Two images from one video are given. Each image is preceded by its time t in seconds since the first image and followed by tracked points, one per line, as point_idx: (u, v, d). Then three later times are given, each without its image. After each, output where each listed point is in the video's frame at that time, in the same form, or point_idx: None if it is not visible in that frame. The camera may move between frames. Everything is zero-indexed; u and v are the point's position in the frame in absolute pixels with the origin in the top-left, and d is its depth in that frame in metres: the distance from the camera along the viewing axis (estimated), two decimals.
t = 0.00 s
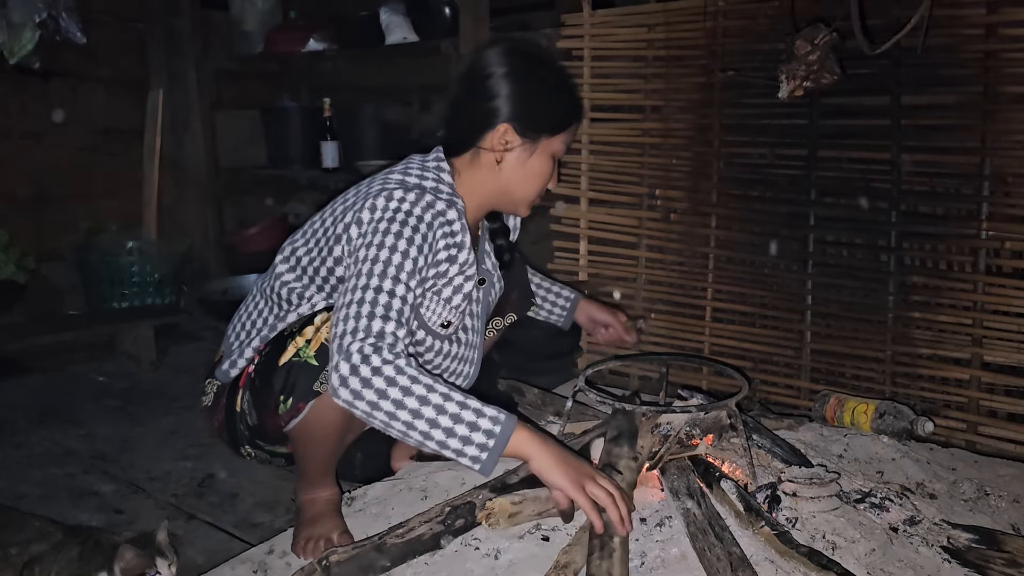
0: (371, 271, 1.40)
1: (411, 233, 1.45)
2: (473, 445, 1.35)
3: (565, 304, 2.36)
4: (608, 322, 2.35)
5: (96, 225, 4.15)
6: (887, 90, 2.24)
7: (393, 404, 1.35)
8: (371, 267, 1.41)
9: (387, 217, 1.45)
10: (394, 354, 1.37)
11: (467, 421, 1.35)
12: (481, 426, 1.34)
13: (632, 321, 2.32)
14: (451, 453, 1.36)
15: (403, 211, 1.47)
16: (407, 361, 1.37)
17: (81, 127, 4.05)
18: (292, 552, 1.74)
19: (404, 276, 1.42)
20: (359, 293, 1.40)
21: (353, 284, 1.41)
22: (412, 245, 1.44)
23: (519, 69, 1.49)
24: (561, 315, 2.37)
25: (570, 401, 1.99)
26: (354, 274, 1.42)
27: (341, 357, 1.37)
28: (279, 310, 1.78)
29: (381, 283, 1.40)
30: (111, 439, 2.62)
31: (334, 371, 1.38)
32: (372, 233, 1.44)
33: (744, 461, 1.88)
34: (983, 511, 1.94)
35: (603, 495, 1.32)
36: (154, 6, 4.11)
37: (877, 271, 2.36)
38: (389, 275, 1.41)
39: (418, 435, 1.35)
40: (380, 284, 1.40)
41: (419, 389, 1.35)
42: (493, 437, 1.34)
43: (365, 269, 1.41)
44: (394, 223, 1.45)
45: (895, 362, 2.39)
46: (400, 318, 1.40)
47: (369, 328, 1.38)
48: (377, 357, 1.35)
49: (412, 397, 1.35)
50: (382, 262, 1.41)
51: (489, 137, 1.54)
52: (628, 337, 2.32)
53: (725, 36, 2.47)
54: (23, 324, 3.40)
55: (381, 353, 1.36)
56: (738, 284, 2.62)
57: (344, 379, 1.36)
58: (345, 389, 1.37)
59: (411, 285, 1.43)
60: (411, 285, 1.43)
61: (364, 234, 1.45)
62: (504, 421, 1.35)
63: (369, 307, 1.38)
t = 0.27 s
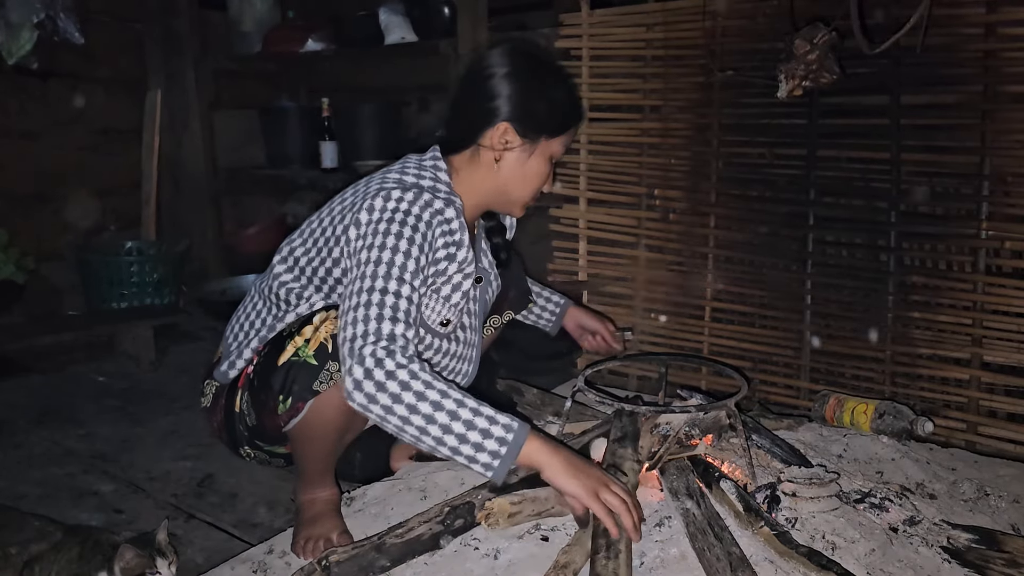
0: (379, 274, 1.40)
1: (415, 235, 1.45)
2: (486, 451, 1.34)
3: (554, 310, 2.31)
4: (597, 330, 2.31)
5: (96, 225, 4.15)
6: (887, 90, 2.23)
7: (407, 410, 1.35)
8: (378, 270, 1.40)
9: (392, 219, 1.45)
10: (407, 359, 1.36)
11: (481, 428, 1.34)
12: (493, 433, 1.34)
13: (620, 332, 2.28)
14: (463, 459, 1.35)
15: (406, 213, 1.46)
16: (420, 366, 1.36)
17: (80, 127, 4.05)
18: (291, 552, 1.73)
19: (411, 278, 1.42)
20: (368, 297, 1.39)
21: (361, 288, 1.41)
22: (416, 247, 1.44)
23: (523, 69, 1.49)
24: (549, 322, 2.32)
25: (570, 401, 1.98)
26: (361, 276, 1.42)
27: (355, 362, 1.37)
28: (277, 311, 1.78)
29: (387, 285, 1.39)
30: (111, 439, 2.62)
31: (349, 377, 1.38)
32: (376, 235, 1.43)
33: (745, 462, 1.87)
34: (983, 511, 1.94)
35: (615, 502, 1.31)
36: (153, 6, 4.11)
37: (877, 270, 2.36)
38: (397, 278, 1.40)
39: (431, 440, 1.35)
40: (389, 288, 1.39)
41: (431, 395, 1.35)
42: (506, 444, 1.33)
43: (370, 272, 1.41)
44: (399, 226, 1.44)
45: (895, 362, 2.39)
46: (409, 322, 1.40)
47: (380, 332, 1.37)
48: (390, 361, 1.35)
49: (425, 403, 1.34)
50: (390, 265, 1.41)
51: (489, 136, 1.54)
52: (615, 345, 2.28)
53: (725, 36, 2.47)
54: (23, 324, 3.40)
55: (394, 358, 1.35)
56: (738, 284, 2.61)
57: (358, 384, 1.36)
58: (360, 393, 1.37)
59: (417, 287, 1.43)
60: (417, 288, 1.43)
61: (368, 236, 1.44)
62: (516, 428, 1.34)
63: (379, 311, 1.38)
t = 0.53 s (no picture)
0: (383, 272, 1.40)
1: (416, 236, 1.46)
2: (491, 458, 1.33)
3: (547, 311, 2.30)
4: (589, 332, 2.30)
5: (96, 225, 4.14)
6: (887, 89, 2.23)
7: (412, 413, 1.34)
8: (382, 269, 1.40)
9: (394, 218, 1.45)
10: (413, 361, 1.36)
11: (487, 437, 1.33)
12: (500, 441, 1.33)
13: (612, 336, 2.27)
14: (468, 466, 1.34)
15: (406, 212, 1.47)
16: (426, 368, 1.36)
17: (80, 127, 4.05)
18: (291, 552, 1.73)
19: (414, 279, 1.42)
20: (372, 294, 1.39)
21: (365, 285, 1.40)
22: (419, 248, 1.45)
23: (514, 62, 1.48)
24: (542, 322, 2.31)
25: (570, 401, 1.97)
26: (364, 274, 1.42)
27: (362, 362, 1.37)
28: (275, 310, 1.79)
29: (389, 283, 1.39)
30: (111, 439, 2.62)
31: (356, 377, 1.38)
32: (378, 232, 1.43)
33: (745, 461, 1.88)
34: (984, 511, 1.94)
35: (621, 516, 1.34)
36: (153, 6, 4.11)
37: (877, 270, 2.36)
38: (403, 279, 1.41)
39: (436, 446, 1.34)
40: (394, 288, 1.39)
41: (439, 399, 1.34)
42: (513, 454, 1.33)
43: (370, 270, 1.40)
44: (401, 226, 1.45)
45: (895, 362, 2.39)
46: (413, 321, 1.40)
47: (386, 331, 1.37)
48: (398, 363, 1.35)
49: (433, 408, 1.34)
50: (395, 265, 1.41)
51: (477, 128, 1.53)
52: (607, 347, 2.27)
53: (724, 35, 2.46)
54: (22, 324, 3.40)
55: (401, 359, 1.35)
56: (738, 283, 2.61)
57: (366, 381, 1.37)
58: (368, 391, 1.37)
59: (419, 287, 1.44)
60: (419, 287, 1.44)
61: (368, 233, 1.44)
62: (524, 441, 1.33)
63: (384, 310, 1.38)
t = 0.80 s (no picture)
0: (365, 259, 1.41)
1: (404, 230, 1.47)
2: (459, 440, 1.32)
3: (543, 306, 2.31)
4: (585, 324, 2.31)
5: (96, 225, 4.14)
6: (887, 89, 2.23)
7: (380, 393, 1.34)
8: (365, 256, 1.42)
9: (381, 210, 1.47)
10: (387, 344, 1.36)
11: (458, 418, 1.32)
12: (469, 423, 1.32)
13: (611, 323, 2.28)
14: (436, 447, 1.33)
15: (395, 206, 1.48)
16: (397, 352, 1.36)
17: (80, 127, 4.05)
18: (291, 552, 1.73)
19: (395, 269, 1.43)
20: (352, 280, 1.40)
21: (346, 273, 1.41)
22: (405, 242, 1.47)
23: (501, 56, 1.50)
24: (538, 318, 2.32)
25: (570, 401, 1.98)
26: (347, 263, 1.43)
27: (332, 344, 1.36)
28: (270, 312, 1.77)
29: (368, 270, 1.40)
30: (111, 439, 2.62)
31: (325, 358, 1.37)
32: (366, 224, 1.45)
33: (744, 461, 1.88)
34: (983, 511, 1.93)
35: (592, 506, 1.31)
36: (153, 5, 4.11)
37: (877, 270, 2.36)
38: (383, 266, 1.41)
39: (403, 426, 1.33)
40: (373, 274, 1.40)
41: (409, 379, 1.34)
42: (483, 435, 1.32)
43: (352, 259, 1.42)
44: (387, 218, 1.46)
45: (894, 361, 2.39)
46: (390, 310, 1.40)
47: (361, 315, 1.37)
48: (369, 343, 1.35)
49: (402, 386, 1.33)
50: (377, 253, 1.42)
51: (465, 125, 1.55)
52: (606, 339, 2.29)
53: (724, 35, 2.46)
54: (23, 324, 3.40)
55: (372, 340, 1.35)
56: (738, 283, 2.61)
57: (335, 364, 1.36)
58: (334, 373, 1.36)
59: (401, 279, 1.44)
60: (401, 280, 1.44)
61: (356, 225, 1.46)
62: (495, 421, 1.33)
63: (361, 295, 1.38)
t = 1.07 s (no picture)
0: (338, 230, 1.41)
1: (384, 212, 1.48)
2: (409, 390, 1.25)
3: (545, 299, 2.30)
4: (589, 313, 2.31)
5: (96, 225, 4.14)
6: (887, 89, 2.23)
7: (328, 344, 1.28)
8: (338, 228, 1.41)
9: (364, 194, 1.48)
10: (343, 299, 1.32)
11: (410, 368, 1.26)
12: (418, 371, 1.26)
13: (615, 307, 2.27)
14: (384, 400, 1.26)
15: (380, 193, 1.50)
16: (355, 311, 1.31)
17: (80, 127, 4.05)
18: (291, 552, 1.74)
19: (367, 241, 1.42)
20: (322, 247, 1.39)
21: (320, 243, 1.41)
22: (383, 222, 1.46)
23: (491, 55, 1.55)
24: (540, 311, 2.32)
25: (570, 401, 1.98)
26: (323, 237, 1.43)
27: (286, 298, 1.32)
28: (266, 313, 1.77)
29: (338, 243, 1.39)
30: (111, 439, 2.62)
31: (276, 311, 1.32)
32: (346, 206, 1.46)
33: (745, 462, 1.88)
34: (984, 511, 1.94)
35: (531, 477, 1.20)
36: (153, 6, 4.11)
37: (877, 270, 2.36)
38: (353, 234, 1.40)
39: (354, 379, 1.27)
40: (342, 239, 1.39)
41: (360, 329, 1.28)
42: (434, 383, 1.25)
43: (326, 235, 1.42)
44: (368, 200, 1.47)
45: (894, 362, 2.39)
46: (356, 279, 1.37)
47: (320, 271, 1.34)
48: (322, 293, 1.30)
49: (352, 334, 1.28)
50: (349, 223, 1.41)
51: (461, 125, 1.59)
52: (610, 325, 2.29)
53: (725, 36, 2.47)
54: (22, 324, 3.40)
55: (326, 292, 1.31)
56: (738, 284, 2.61)
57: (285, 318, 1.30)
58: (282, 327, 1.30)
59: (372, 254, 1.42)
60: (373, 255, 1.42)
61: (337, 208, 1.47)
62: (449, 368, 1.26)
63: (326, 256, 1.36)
